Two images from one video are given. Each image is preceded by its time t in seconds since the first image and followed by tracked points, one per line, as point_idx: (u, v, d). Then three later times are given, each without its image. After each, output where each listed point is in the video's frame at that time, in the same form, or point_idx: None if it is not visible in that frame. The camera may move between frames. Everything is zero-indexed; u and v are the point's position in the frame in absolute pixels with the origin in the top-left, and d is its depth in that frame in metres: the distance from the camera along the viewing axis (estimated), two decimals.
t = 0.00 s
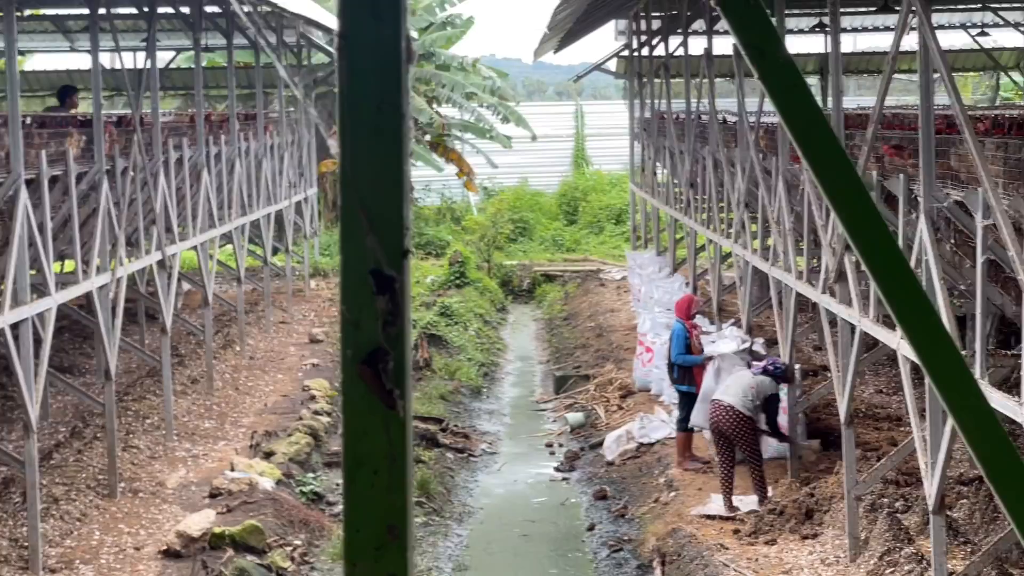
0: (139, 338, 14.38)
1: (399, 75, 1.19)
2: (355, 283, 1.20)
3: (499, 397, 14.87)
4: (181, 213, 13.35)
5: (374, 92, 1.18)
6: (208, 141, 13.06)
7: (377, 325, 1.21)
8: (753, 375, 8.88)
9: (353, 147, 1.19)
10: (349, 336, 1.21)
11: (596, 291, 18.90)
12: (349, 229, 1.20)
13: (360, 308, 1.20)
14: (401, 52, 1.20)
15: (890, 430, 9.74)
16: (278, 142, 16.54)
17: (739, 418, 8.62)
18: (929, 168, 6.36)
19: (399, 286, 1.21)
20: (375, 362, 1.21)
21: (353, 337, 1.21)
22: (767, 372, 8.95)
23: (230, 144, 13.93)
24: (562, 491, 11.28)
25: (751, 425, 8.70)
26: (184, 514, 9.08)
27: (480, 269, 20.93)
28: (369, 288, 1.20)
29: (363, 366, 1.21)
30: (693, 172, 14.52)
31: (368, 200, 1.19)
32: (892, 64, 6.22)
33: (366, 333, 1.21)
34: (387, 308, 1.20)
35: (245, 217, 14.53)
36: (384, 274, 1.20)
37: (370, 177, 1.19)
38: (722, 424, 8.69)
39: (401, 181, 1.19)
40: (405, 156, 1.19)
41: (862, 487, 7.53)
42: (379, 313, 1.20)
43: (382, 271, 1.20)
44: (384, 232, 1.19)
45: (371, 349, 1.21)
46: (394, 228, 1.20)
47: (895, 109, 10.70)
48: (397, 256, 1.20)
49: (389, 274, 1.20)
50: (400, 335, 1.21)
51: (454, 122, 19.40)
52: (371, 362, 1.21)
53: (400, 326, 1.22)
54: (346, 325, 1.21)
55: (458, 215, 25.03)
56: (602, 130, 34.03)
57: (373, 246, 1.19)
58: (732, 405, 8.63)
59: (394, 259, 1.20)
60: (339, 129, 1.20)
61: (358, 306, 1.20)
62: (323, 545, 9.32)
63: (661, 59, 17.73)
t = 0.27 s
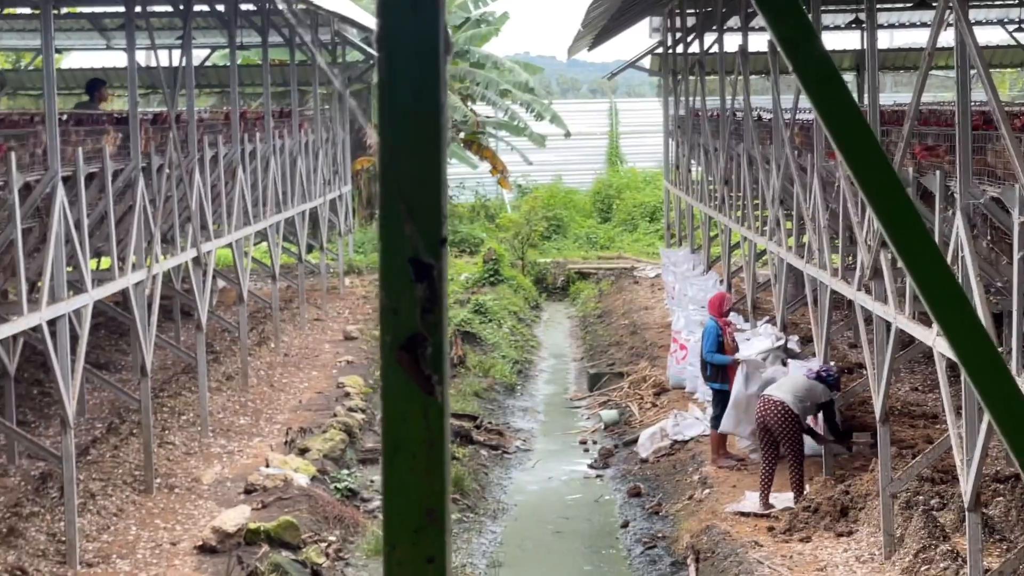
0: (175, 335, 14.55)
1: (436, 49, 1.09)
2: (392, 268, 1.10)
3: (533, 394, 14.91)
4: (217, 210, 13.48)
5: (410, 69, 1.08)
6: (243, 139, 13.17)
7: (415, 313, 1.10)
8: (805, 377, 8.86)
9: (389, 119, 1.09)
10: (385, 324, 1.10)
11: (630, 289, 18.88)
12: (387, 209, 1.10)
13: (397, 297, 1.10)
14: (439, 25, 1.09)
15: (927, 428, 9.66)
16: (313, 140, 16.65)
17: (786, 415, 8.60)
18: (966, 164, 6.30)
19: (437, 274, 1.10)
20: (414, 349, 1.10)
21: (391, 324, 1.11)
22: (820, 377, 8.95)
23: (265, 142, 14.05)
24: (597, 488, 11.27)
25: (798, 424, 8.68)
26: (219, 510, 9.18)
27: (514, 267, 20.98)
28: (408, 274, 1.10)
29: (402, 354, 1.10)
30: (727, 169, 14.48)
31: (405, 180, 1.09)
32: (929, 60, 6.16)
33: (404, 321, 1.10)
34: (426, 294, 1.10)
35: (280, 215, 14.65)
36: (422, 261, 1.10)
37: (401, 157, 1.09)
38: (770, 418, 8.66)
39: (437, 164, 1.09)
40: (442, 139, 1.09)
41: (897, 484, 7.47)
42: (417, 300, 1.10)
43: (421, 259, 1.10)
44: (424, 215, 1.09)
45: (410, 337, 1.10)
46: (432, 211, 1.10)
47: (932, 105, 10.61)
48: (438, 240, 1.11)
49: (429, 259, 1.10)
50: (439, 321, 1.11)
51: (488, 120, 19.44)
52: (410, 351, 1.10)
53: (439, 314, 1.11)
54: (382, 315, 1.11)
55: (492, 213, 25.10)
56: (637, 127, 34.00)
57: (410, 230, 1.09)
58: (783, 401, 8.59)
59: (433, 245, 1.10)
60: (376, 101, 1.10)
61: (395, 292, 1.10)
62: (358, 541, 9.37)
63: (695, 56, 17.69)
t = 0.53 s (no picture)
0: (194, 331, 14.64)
1: (465, 40, 1.09)
2: (421, 256, 1.10)
3: (552, 392, 14.93)
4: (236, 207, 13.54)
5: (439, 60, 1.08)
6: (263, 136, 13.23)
7: (445, 302, 1.11)
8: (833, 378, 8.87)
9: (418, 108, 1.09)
10: (415, 313, 1.11)
11: (649, 286, 18.87)
12: (416, 196, 1.10)
13: (428, 284, 1.11)
14: (468, 14, 1.09)
15: (946, 426, 9.62)
16: (332, 137, 16.70)
17: (814, 412, 8.59)
18: (987, 162, 6.27)
19: (467, 263, 1.11)
20: (444, 336, 1.10)
21: (420, 311, 1.11)
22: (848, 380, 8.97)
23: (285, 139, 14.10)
24: (615, 486, 11.28)
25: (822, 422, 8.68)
26: (238, 505, 9.23)
27: (533, 264, 20.99)
28: (437, 261, 1.10)
29: (431, 341, 1.11)
30: (746, 167, 14.44)
31: (434, 167, 1.09)
32: (950, 57, 6.13)
33: (433, 308, 1.11)
34: (455, 283, 1.10)
35: (299, 211, 14.71)
36: (452, 249, 1.10)
37: (429, 147, 1.09)
38: (796, 414, 8.64)
39: (467, 151, 1.09)
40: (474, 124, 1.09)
41: (916, 483, 7.44)
42: (447, 288, 1.10)
43: (451, 248, 1.10)
44: (453, 202, 1.09)
45: (439, 324, 1.11)
46: (463, 198, 1.09)
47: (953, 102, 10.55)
48: (467, 229, 1.11)
49: (458, 248, 1.10)
50: (469, 309, 1.11)
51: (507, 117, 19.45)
52: (440, 337, 1.10)
53: (469, 303, 1.12)
54: (411, 302, 1.11)
55: (511, 210, 25.12)
56: (656, 125, 33.94)
57: (441, 219, 1.09)
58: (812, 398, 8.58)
59: (464, 234, 1.10)
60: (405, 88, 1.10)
61: (425, 281, 1.11)
62: (376, 536, 9.40)
63: (715, 54, 17.63)
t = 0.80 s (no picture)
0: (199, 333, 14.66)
1: (480, 51, 1.17)
2: (438, 261, 1.19)
3: (556, 395, 14.93)
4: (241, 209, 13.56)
5: (454, 73, 1.15)
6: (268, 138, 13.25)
7: (460, 303, 1.20)
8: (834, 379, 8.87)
9: (436, 120, 1.17)
10: (432, 314, 1.20)
11: (653, 290, 18.85)
12: (433, 204, 1.18)
13: (444, 287, 1.19)
14: (483, 25, 1.16)
15: (949, 431, 9.61)
16: (338, 139, 16.72)
17: (819, 417, 8.61)
18: (991, 167, 6.27)
19: (481, 266, 1.19)
20: (458, 337, 1.19)
21: (436, 312, 1.20)
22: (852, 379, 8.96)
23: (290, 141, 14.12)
24: (618, 489, 11.29)
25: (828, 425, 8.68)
26: (241, 507, 9.25)
27: (538, 267, 20.99)
28: (453, 265, 1.19)
29: (446, 341, 1.19)
30: (751, 170, 14.42)
31: (451, 176, 1.17)
32: (954, 62, 6.13)
33: (449, 308, 1.20)
34: (470, 285, 1.19)
35: (304, 213, 14.73)
36: (467, 253, 1.18)
37: (446, 155, 1.17)
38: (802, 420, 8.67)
39: (482, 159, 1.17)
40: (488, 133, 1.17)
41: (920, 487, 7.43)
42: (462, 290, 1.19)
43: (465, 252, 1.18)
44: (468, 208, 1.18)
45: (454, 325, 1.19)
46: (477, 204, 1.18)
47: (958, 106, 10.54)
48: (481, 235, 1.19)
49: (473, 253, 1.18)
50: (483, 310, 1.20)
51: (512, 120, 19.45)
52: (454, 338, 1.19)
53: (482, 305, 1.20)
54: (428, 304, 1.20)
55: (516, 213, 25.12)
56: (662, 128, 33.91)
57: (457, 223, 1.18)
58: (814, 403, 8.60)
59: (478, 239, 1.18)
60: (426, 98, 1.17)
61: (441, 283, 1.19)
62: (380, 539, 9.41)
63: (720, 57, 17.62)
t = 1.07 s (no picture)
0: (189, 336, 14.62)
1: (488, 71, 1.22)
2: (447, 273, 1.24)
3: (546, 400, 14.92)
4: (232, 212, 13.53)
5: (462, 91, 1.21)
6: (259, 142, 13.22)
7: (468, 314, 1.25)
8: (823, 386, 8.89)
9: (446, 136, 1.22)
10: (441, 324, 1.25)
11: (643, 296, 18.87)
12: (443, 217, 1.24)
13: (452, 298, 1.25)
14: (490, 48, 1.22)
15: (937, 438, 9.64)
16: (329, 144, 16.70)
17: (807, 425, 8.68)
18: (981, 176, 6.30)
19: (487, 277, 1.25)
20: (466, 347, 1.25)
21: (444, 323, 1.25)
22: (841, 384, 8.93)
23: (281, 145, 14.09)
24: (608, 494, 11.29)
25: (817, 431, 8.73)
26: (231, 511, 9.23)
27: (528, 273, 20.99)
28: (461, 276, 1.24)
29: (455, 351, 1.25)
30: (742, 177, 14.45)
31: (460, 189, 1.23)
32: (945, 71, 6.15)
33: (456, 319, 1.25)
34: (478, 297, 1.25)
35: (294, 217, 14.70)
36: (475, 264, 1.24)
37: (456, 170, 1.23)
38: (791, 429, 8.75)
39: (489, 174, 1.23)
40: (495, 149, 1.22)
41: (908, 494, 7.46)
42: (470, 301, 1.24)
43: (473, 263, 1.24)
44: (476, 221, 1.23)
45: (462, 336, 1.25)
46: (484, 217, 1.23)
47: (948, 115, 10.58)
48: (488, 248, 1.24)
49: (480, 265, 1.24)
50: (489, 320, 1.25)
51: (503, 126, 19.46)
52: (462, 347, 1.25)
53: (489, 316, 1.26)
54: (437, 315, 1.25)
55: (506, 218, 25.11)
56: (653, 134, 33.93)
57: (465, 236, 1.23)
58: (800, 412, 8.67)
59: (485, 251, 1.24)
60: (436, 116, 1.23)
61: (450, 294, 1.25)
62: (370, 544, 9.39)
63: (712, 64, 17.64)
